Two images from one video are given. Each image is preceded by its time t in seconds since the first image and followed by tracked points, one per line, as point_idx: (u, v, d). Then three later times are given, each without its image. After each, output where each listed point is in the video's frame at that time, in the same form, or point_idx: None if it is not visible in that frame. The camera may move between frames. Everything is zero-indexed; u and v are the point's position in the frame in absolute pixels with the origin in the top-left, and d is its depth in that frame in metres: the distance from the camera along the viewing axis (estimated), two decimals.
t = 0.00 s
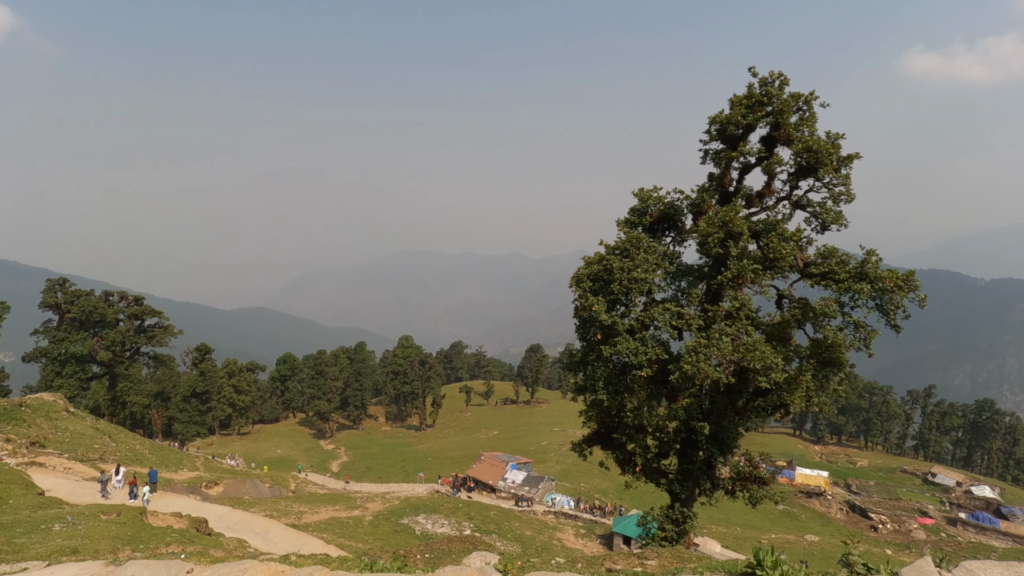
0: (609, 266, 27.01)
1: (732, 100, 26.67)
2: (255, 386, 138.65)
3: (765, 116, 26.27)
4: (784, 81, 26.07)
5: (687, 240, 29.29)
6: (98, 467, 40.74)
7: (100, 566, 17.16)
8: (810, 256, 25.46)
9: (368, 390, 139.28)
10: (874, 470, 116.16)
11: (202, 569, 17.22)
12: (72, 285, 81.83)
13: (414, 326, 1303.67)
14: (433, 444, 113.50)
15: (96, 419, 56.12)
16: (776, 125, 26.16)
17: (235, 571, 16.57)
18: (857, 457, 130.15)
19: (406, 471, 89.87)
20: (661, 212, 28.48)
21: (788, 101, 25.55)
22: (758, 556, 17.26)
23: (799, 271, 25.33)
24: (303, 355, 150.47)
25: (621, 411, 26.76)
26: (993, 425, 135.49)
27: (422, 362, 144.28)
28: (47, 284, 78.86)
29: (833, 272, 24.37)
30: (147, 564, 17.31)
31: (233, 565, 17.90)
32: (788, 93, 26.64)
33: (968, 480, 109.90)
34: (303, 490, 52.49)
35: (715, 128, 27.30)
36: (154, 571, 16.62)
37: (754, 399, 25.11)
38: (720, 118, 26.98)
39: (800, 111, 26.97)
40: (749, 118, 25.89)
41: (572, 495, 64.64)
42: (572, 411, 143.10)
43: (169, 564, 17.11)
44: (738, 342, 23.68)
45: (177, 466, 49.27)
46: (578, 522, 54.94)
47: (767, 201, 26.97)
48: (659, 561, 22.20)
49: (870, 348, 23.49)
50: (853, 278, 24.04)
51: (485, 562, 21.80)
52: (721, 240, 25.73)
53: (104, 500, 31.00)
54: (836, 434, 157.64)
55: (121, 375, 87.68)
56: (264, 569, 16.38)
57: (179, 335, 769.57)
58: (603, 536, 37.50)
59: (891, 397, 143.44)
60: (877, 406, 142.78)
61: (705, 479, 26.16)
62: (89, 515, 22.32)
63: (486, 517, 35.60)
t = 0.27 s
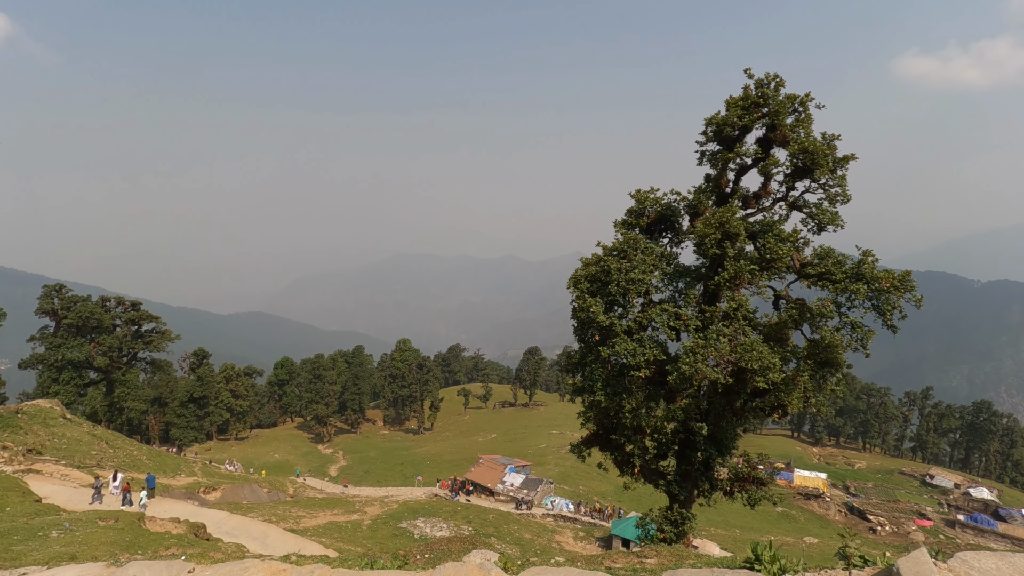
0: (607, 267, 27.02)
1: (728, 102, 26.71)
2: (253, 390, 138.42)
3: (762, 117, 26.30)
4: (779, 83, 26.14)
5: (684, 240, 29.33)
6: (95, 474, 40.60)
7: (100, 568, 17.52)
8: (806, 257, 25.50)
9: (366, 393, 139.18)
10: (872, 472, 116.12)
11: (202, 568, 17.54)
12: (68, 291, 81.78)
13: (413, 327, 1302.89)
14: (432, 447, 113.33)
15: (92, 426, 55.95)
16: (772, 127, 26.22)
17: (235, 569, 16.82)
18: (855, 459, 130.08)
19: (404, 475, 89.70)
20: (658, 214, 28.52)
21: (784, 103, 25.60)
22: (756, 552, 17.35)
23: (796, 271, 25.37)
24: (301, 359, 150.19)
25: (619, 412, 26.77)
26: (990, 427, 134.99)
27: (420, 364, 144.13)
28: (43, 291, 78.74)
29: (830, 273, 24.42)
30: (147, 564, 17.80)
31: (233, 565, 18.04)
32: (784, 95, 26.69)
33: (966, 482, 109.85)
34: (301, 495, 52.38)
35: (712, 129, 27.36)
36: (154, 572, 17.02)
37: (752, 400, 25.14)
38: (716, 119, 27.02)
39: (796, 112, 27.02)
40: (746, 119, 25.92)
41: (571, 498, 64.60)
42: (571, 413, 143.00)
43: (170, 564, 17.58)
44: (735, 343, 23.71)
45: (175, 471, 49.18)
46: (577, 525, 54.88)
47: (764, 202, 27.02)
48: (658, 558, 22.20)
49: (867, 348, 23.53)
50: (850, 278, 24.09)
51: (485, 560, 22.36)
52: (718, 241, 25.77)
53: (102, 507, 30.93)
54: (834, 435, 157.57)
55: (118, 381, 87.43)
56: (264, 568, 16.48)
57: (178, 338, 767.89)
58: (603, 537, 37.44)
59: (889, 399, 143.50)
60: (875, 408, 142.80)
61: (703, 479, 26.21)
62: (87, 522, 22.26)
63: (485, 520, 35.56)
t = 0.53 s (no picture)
0: (603, 260, 27.03)
1: (724, 93, 26.73)
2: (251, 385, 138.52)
3: (758, 108, 26.35)
4: (775, 74, 26.19)
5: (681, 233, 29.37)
6: (93, 466, 40.61)
7: (102, 553, 17.83)
8: (803, 248, 25.55)
9: (364, 388, 139.46)
10: (869, 461, 116.36)
11: (203, 555, 17.79)
12: (64, 284, 81.86)
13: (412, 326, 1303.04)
14: (430, 442, 113.47)
15: (90, 419, 56.00)
16: (769, 118, 26.25)
17: (234, 556, 17.12)
18: (852, 448, 130.32)
19: (403, 468, 89.86)
20: (655, 206, 28.57)
21: (780, 94, 25.63)
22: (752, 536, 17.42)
23: (792, 262, 25.42)
24: (299, 354, 150.21)
25: (617, 404, 26.83)
26: (986, 414, 134.73)
27: (418, 359, 144.15)
28: (39, 284, 78.79)
29: (826, 263, 24.48)
30: (148, 549, 18.12)
31: (232, 551, 18.27)
32: (780, 86, 26.73)
33: (963, 469, 110.03)
34: (300, 488, 52.46)
35: (708, 121, 27.38)
36: (155, 557, 17.31)
37: (749, 391, 25.22)
38: (713, 111, 27.07)
39: (792, 103, 27.05)
40: (741, 111, 25.97)
41: (569, 491, 64.70)
42: (569, 408, 143.23)
43: (170, 550, 17.94)
44: (732, 334, 23.75)
45: (173, 464, 49.25)
46: (576, 517, 54.97)
47: (761, 194, 27.06)
48: (656, 545, 22.31)
49: (863, 337, 23.60)
50: (846, 268, 24.15)
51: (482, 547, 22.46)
52: (714, 233, 25.80)
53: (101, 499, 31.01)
54: (831, 425, 157.91)
55: (115, 374, 87.61)
56: (264, 555, 16.91)
57: (177, 336, 768.08)
58: (601, 530, 37.55)
59: (886, 388, 143.67)
60: (872, 397, 142.99)
61: (700, 470, 26.33)
62: (86, 513, 22.32)
63: (483, 513, 35.66)
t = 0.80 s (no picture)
0: (597, 249, 27.10)
1: (716, 81, 26.87)
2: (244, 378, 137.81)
3: (749, 95, 26.54)
4: (766, 60, 26.36)
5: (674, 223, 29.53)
6: (85, 457, 40.26)
7: (97, 532, 18.08)
8: (795, 235, 25.73)
9: (358, 381, 139.28)
10: (862, 447, 117.51)
11: (200, 534, 17.87)
12: (54, 274, 81.23)
13: (407, 325, 1300.85)
14: (425, 434, 113.39)
15: (82, 410, 55.54)
16: (760, 105, 26.43)
17: (230, 535, 17.15)
18: (844, 435, 131.52)
19: (398, 461, 89.78)
20: (648, 195, 28.68)
21: (771, 80, 25.81)
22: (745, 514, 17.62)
23: (784, 250, 25.63)
24: (292, 348, 149.55)
25: (611, 393, 26.93)
26: (975, 398, 136.38)
27: (413, 352, 143.82)
28: (28, 273, 78.01)
29: (818, 250, 24.69)
30: (144, 529, 18.25)
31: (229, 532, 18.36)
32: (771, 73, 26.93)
33: (953, 452, 111.39)
34: (295, 480, 52.28)
35: (700, 109, 27.51)
36: (152, 536, 17.41)
37: (742, 378, 25.41)
38: (705, 99, 27.20)
39: (784, 90, 27.26)
40: (733, 98, 26.15)
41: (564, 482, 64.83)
42: (564, 399, 143.58)
43: (167, 529, 18.04)
44: (725, 321, 23.92)
45: (167, 456, 49.01)
46: (571, 506, 55.13)
47: (753, 181, 27.25)
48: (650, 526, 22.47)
49: (854, 322, 23.86)
50: (837, 254, 24.39)
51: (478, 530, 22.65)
52: (707, 221, 25.95)
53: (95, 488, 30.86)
54: (824, 413, 159.34)
55: (107, 365, 87.07)
56: (260, 533, 16.94)
57: (166, 333, 761.15)
58: (597, 519, 37.68)
59: (877, 375, 145.00)
60: (864, 385, 144.26)
61: (694, 458, 26.53)
62: (79, 501, 22.18)
63: (479, 504, 35.69)
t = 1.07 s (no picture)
0: (587, 253, 27.16)
1: (703, 85, 27.08)
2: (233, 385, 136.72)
3: (737, 100, 26.78)
4: (753, 65, 26.62)
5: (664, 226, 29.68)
6: (68, 468, 39.78)
7: (79, 541, 17.93)
8: (783, 238, 25.92)
9: (349, 386, 138.37)
10: (850, 450, 118.21)
11: (185, 540, 17.71)
12: (35, 283, 80.47)
13: (401, 329, 1296.57)
14: (416, 439, 112.88)
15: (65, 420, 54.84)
16: (747, 109, 26.68)
17: (216, 540, 16.99)
18: (833, 438, 132.24)
19: (389, 467, 89.27)
20: (638, 199, 28.83)
21: (758, 85, 26.07)
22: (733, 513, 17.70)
23: (773, 253, 25.82)
24: (282, 353, 148.66)
25: (602, 397, 26.94)
26: (962, 400, 137.57)
27: (404, 357, 143.29)
28: (9, 282, 77.17)
29: (806, 253, 24.90)
30: (127, 537, 18.09)
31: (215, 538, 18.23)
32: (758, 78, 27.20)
33: (940, 455, 112.15)
34: (284, 487, 51.87)
35: (688, 113, 27.71)
36: (135, 543, 17.24)
37: (732, 380, 25.54)
38: (693, 103, 27.41)
39: (771, 94, 27.53)
40: (721, 102, 26.38)
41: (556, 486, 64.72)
42: (556, 404, 143.47)
43: (151, 535, 17.88)
44: (715, 324, 24.03)
45: (152, 465, 48.48)
46: (563, 511, 55.06)
47: (741, 184, 27.45)
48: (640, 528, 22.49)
49: (842, 325, 24.08)
50: (825, 257, 24.62)
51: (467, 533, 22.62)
52: (696, 224, 26.10)
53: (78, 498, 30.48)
54: (813, 417, 160.10)
55: (91, 374, 86.09)
56: (247, 538, 16.78)
57: (156, 339, 753.84)
58: (589, 523, 37.61)
59: (866, 377, 145.97)
60: (853, 387, 145.17)
61: (685, 461, 26.63)
62: (60, 512, 21.89)
63: (470, 509, 35.56)
